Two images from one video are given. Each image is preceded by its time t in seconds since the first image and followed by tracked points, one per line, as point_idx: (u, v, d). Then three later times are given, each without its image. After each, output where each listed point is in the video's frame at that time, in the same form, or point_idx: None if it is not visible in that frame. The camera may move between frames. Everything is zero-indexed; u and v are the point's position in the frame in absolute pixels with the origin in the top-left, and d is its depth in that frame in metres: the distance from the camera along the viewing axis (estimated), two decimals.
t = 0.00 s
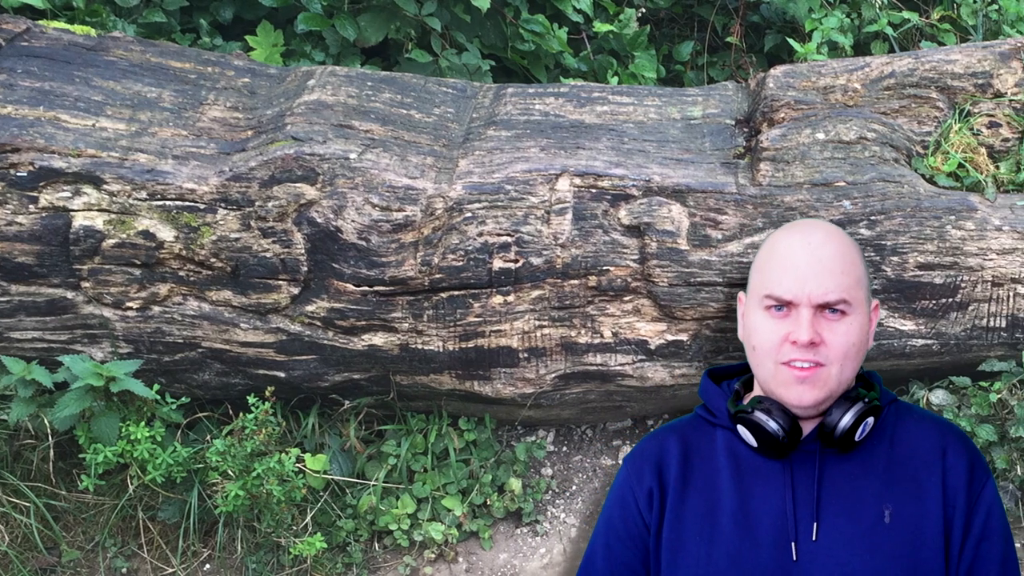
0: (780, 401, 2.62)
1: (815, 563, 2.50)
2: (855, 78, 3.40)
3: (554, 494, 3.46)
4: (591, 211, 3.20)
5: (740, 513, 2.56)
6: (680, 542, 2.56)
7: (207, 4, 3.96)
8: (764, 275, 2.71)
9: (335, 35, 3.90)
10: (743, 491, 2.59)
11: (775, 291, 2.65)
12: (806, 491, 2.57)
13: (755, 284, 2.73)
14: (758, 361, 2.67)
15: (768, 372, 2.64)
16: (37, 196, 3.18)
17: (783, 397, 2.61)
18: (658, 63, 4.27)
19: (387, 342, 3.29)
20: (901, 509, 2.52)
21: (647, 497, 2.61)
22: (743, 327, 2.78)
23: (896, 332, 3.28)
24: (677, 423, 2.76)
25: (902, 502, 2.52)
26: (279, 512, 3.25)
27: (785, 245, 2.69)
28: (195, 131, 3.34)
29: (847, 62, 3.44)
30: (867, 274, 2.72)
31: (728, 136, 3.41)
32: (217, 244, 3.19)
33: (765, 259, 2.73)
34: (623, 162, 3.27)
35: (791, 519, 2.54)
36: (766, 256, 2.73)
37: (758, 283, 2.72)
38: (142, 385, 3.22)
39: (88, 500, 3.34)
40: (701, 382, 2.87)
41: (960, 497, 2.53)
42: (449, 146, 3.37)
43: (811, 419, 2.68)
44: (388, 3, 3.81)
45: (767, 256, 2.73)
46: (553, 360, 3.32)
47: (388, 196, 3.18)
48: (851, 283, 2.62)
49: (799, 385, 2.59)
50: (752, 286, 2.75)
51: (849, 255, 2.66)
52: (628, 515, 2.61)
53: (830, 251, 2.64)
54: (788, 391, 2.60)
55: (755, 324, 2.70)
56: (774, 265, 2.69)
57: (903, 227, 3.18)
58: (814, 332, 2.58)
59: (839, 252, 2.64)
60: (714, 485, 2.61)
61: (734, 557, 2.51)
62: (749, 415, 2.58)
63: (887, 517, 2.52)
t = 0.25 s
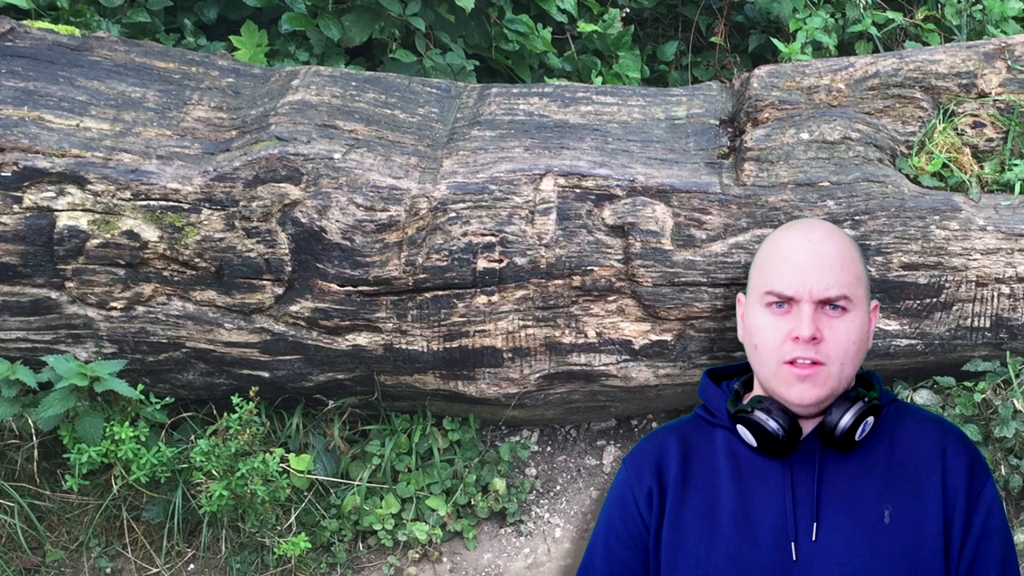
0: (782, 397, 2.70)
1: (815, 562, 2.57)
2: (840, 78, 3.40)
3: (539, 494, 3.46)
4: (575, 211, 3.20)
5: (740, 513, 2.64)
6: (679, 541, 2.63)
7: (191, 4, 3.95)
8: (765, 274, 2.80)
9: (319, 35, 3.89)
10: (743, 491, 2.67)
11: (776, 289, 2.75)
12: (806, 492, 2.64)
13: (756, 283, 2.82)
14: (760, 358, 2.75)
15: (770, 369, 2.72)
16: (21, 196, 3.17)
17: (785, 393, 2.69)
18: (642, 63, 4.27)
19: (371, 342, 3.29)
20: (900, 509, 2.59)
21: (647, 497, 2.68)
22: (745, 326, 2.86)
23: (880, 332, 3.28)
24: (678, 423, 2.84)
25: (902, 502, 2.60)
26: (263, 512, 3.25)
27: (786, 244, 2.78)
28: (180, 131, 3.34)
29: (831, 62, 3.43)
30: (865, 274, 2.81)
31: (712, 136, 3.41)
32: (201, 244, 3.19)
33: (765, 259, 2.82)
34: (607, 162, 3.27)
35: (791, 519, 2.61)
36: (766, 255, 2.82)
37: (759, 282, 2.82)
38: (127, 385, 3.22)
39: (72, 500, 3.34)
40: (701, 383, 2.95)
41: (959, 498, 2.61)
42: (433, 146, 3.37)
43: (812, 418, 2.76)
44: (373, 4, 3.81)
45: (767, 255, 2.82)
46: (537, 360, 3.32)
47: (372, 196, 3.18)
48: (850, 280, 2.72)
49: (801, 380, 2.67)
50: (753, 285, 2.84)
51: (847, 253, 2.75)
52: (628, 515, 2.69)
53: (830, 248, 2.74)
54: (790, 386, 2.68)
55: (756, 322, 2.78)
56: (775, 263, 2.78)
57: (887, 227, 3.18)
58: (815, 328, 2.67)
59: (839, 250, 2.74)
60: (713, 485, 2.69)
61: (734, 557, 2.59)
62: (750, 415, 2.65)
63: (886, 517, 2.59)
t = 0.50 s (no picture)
0: (784, 399, 2.69)
1: (816, 563, 2.57)
2: (823, 78, 3.39)
3: (522, 494, 3.46)
4: (559, 211, 3.20)
5: (741, 513, 2.64)
6: (680, 541, 2.63)
7: (175, 4, 3.94)
8: (764, 275, 2.80)
9: (303, 35, 3.89)
10: (744, 491, 2.66)
11: (776, 290, 2.74)
12: (807, 491, 2.64)
13: (756, 284, 2.81)
14: (761, 359, 2.74)
15: (771, 370, 2.72)
16: (5, 196, 3.17)
17: (787, 394, 2.68)
18: (626, 63, 4.27)
19: (355, 342, 3.29)
20: (901, 509, 2.60)
21: (647, 497, 2.68)
22: (745, 328, 2.85)
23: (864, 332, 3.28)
24: (678, 424, 2.83)
25: (903, 502, 2.60)
26: (247, 512, 3.25)
27: (784, 244, 2.78)
28: (163, 131, 3.34)
29: (815, 62, 3.43)
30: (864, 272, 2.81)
31: (696, 136, 3.41)
32: (185, 244, 3.19)
33: (764, 259, 2.82)
34: (591, 162, 3.27)
35: (792, 519, 2.61)
36: (765, 256, 2.81)
37: (758, 283, 2.81)
38: (111, 385, 3.21)
39: (55, 500, 3.34)
40: (702, 383, 2.94)
41: (960, 497, 2.62)
42: (417, 146, 3.37)
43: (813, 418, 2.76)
44: (356, 3, 3.81)
45: (766, 255, 2.81)
46: (520, 359, 3.32)
47: (356, 196, 3.18)
48: (850, 280, 2.72)
49: (803, 381, 2.67)
50: (753, 286, 2.83)
51: (845, 253, 2.75)
52: (629, 515, 2.69)
53: (828, 248, 2.73)
54: (793, 388, 2.67)
55: (757, 323, 2.77)
56: (774, 264, 2.77)
57: (871, 227, 3.18)
58: (816, 328, 2.66)
59: (837, 249, 2.73)
60: (714, 485, 2.69)
61: (734, 557, 2.59)
62: (751, 415, 2.64)
63: (887, 517, 2.59)
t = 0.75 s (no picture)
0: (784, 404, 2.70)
1: (816, 562, 2.58)
2: (807, 78, 3.39)
3: (505, 494, 3.46)
4: (542, 211, 3.21)
5: (741, 513, 2.64)
6: (681, 540, 2.64)
7: (158, 4, 3.94)
8: (766, 280, 2.76)
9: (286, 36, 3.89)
10: (745, 491, 2.67)
11: (777, 297, 2.71)
12: (807, 491, 2.65)
13: (757, 288, 2.78)
14: (762, 365, 2.73)
15: (772, 377, 2.71)
16: None
17: (787, 400, 2.68)
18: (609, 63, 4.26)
19: (338, 342, 3.29)
20: (901, 509, 2.62)
21: (648, 497, 2.69)
22: (745, 331, 2.84)
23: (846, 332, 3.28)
24: (679, 424, 2.84)
25: (903, 502, 2.63)
26: (230, 512, 3.25)
27: (786, 250, 2.73)
28: (147, 131, 3.34)
29: (798, 62, 3.43)
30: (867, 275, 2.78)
31: (679, 136, 3.41)
32: (168, 244, 3.18)
33: (765, 264, 2.78)
34: (574, 162, 3.27)
35: (793, 519, 2.62)
36: (767, 260, 2.78)
37: (760, 288, 2.78)
38: (94, 385, 3.21)
39: (38, 500, 3.33)
40: (703, 382, 2.94)
41: (959, 497, 2.65)
42: (400, 146, 3.37)
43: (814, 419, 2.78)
44: (339, 4, 3.81)
45: (768, 259, 2.78)
46: (504, 359, 3.32)
47: (339, 196, 3.18)
48: (852, 287, 2.68)
49: (803, 390, 2.67)
50: (754, 290, 2.80)
51: (848, 258, 2.71)
52: (630, 514, 2.69)
53: (831, 255, 2.69)
54: (793, 396, 2.67)
55: (757, 329, 2.76)
56: (776, 270, 2.74)
57: (854, 227, 3.18)
58: (817, 338, 2.65)
59: (840, 256, 2.69)
60: (715, 485, 2.69)
61: (735, 557, 2.60)
62: (752, 416, 2.66)
63: (887, 517, 2.61)
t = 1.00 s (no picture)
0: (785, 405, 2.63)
1: (816, 563, 2.52)
2: (789, 78, 3.39)
3: (488, 494, 3.45)
4: (524, 211, 3.21)
5: (742, 513, 2.58)
6: (682, 541, 2.58)
7: (140, 4, 3.93)
8: (766, 278, 2.71)
9: (269, 36, 3.88)
10: (745, 490, 2.61)
11: (778, 296, 2.65)
12: (807, 491, 2.59)
13: (757, 287, 2.73)
14: (763, 365, 2.67)
15: (772, 377, 2.65)
16: None
17: (788, 401, 2.62)
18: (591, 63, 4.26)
19: (320, 342, 3.28)
20: (903, 509, 2.56)
21: (649, 497, 2.62)
22: (746, 331, 2.78)
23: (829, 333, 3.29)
24: (679, 424, 2.78)
25: (904, 502, 2.56)
26: (213, 512, 3.25)
27: (787, 249, 2.68)
28: (129, 131, 3.34)
29: (780, 62, 3.43)
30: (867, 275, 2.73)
31: (661, 136, 3.42)
32: (151, 244, 3.18)
33: (766, 262, 2.73)
34: (556, 162, 3.27)
35: (793, 518, 2.56)
36: (767, 259, 2.72)
37: (760, 287, 2.72)
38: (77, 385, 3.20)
39: (21, 500, 3.33)
40: (703, 382, 2.89)
41: (961, 497, 2.59)
42: (383, 146, 3.37)
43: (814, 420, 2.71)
44: (322, 4, 3.81)
45: (768, 258, 2.72)
46: (486, 360, 3.32)
47: (322, 196, 3.18)
48: (853, 285, 2.63)
49: (804, 390, 2.60)
50: (754, 289, 2.75)
51: (848, 256, 2.66)
52: (630, 514, 2.63)
53: (832, 253, 2.64)
54: (793, 396, 2.61)
55: (758, 328, 2.70)
56: (776, 269, 2.68)
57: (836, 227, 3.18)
58: (818, 336, 2.59)
59: (841, 254, 2.64)
60: (716, 485, 2.63)
61: (735, 557, 2.54)
62: (753, 415, 2.60)
63: (888, 517, 2.55)
